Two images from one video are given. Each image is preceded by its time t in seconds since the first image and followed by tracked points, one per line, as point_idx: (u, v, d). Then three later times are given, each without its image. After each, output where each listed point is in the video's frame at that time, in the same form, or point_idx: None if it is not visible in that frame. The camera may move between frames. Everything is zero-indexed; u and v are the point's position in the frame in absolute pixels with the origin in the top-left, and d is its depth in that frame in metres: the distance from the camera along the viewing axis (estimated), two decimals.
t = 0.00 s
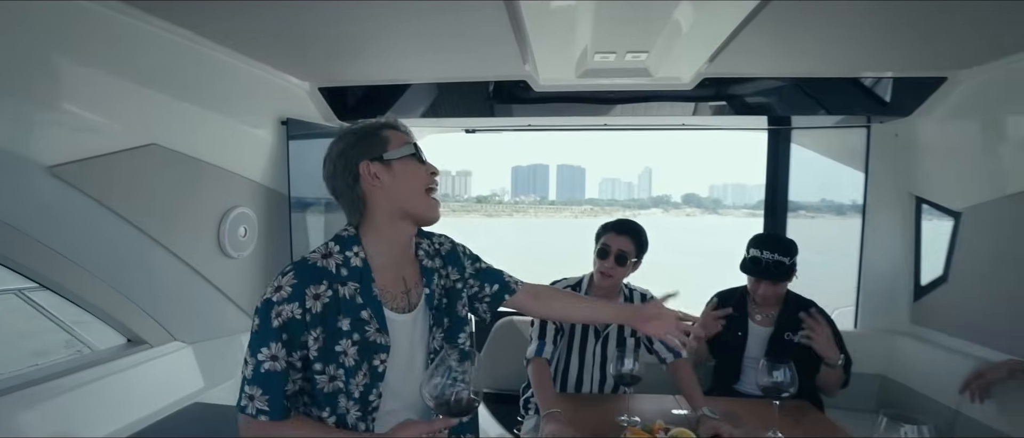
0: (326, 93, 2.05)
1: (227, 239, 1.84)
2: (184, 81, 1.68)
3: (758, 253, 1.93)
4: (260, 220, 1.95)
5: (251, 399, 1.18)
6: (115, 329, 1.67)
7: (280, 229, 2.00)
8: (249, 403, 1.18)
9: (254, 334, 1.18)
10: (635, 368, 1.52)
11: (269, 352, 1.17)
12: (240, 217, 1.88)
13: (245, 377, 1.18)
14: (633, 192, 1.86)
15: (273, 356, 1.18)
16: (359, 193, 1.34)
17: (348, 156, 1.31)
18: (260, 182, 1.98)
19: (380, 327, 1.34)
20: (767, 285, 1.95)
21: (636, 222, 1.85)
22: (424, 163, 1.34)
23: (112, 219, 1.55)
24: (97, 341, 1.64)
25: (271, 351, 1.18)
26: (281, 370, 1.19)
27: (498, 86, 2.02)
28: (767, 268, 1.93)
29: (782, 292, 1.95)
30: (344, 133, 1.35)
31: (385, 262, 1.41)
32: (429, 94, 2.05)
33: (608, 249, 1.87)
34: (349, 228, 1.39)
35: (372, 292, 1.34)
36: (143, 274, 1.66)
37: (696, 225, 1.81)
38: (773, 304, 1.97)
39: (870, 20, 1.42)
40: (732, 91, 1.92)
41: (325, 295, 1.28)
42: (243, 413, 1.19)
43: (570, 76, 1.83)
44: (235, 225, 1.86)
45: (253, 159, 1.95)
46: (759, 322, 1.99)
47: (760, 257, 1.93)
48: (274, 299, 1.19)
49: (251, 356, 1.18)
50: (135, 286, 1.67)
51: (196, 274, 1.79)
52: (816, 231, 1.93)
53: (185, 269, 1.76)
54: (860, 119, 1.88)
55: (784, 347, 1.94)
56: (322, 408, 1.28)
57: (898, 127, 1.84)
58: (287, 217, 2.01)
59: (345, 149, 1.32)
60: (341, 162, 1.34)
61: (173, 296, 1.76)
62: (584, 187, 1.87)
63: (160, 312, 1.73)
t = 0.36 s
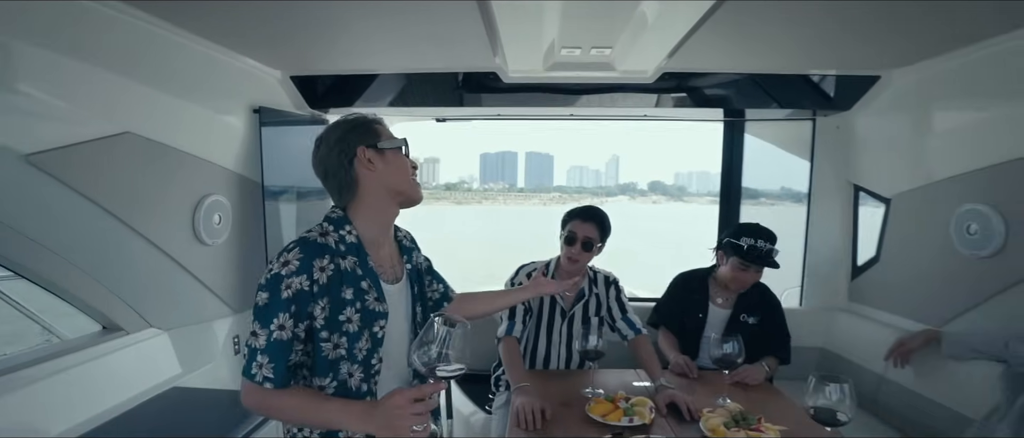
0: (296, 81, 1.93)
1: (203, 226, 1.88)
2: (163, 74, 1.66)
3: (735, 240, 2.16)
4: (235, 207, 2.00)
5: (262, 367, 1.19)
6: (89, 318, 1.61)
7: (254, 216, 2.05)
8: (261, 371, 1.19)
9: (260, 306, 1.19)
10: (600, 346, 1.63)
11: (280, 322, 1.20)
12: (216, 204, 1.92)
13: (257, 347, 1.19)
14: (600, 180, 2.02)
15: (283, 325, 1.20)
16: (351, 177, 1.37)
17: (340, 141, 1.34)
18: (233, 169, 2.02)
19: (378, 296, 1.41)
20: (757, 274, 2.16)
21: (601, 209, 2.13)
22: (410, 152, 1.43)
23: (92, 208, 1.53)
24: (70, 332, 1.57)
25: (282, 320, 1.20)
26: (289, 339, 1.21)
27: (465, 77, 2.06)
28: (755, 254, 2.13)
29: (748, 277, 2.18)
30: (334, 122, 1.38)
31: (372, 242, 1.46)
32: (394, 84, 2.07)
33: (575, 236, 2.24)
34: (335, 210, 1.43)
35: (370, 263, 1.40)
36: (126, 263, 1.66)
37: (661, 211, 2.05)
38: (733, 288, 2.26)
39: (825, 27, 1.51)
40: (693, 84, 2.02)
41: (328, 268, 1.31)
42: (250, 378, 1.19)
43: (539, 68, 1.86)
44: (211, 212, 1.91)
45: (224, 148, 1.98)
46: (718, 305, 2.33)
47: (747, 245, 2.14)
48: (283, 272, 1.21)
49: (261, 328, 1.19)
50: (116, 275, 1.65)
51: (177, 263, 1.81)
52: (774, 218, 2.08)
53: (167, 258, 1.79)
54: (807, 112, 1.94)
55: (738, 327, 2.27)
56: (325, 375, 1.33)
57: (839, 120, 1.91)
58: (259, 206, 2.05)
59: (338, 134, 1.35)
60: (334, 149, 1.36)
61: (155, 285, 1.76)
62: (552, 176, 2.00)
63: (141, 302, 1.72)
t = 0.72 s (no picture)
0: (272, 72, 2.26)
1: (183, 215, 1.92)
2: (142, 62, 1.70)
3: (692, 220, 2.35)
4: (212, 196, 2.06)
5: (274, 347, 1.06)
6: (65, 307, 1.63)
7: (235, 200, 2.18)
8: (273, 350, 1.06)
9: (271, 287, 1.07)
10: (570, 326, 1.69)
11: (293, 301, 1.08)
12: (194, 194, 1.96)
13: (270, 329, 1.07)
14: (578, 168, 2.44)
15: (296, 306, 1.08)
16: (343, 170, 1.25)
17: (331, 134, 1.21)
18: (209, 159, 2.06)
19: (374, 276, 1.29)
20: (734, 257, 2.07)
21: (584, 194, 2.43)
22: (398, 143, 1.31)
23: (78, 200, 1.56)
24: (43, 320, 1.59)
25: (296, 300, 1.08)
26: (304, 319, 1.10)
27: (442, 69, 2.25)
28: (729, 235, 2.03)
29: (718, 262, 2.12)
30: (324, 110, 1.24)
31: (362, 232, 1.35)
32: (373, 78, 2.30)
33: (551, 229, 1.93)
34: (324, 197, 1.30)
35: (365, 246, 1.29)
36: (111, 254, 1.68)
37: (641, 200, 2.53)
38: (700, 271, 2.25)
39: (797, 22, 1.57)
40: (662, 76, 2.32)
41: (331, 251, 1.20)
42: (260, 360, 1.06)
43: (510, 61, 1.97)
44: (190, 202, 1.95)
45: (200, 136, 2.00)
46: (688, 287, 2.27)
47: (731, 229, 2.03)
48: (293, 256, 1.10)
49: (272, 308, 1.06)
50: (102, 265, 1.66)
51: (158, 254, 1.85)
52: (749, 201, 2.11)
53: (150, 249, 1.82)
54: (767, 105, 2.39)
55: (706, 310, 2.23)
56: (331, 355, 1.20)
57: (796, 115, 2.41)
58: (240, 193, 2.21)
59: (329, 126, 1.22)
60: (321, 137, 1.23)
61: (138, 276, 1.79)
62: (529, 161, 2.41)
63: (125, 292, 1.75)
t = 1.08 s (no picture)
0: (252, 71, 2.41)
1: (166, 212, 1.96)
2: (118, 63, 1.72)
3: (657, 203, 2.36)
4: (194, 193, 2.11)
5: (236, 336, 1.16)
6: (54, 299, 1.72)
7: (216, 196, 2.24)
8: (236, 339, 1.16)
9: (229, 284, 1.15)
10: (540, 316, 1.76)
11: (250, 295, 1.16)
12: (177, 192, 2.01)
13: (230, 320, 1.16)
14: (558, 164, 2.67)
15: (252, 300, 1.17)
16: (295, 182, 1.29)
17: (278, 148, 1.23)
18: (191, 158, 2.10)
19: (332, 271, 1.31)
20: (678, 234, 2.37)
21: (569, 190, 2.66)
22: (348, 154, 1.29)
23: (70, 200, 1.64)
24: (24, 315, 1.64)
25: (250, 295, 1.16)
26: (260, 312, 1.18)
27: (419, 69, 2.48)
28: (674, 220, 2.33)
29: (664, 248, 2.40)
30: (274, 120, 1.25)
31: (328, 235, 1.37)
32: (351, 75, 2.52)
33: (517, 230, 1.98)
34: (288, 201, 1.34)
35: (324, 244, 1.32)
36: (101, 257, 1.76)
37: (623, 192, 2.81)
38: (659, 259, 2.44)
39: (762, 23, 1.61)
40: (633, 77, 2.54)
41: (286, 249, 1.24)
42: (225, 350, 1.16)
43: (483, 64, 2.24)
44: (173, 200, 1.99)
45: (179, 134, 2.05)
46: (648, 274, 2.46)
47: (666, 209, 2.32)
48: (247, 255, 1.17)
49: (231, 303, 1.16)
50: (96, 268, 1.76)
51: (147, 255, 1.92)
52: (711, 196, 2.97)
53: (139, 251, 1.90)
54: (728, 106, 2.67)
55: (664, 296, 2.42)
56: (289, 343, 1.26)
57: (752, 116, 2.74)
58: (220, 191, 2.26)
59: (277, 140, 1.24)
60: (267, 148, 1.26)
61: (129, 278, 1.87)
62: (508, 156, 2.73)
63: (111, 289, 1.82)
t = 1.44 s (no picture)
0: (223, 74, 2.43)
1: (138, 213, 1.98)
2: (84, 62, 1.73)
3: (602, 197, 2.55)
4: (165, 194, 2.12)
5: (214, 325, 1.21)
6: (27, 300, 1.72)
7: (187, 197, 2.25)
8: (213, 328, 1.21)
9: (210, 276, 1.21)
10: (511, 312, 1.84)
11: (230, 287, 1.22)
12: (149, 193, 2.03)
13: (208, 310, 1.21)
14: (528, 163, 2.85)
15: (233, 290, 1.23)
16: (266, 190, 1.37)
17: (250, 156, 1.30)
18: (162, 159, 2.12)
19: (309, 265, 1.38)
20: (626, 224, 2.54)
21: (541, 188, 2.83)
22: (315, 171, 1.35)
23: (58, 213, 1.71)
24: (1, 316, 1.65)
25: (231, 286, 1.22)
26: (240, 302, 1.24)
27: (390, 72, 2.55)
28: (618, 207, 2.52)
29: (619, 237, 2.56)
30: (253, 127, 1.31)
31: (305, 234, 1.43)
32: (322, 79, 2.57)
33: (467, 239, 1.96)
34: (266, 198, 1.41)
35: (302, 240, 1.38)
36: (81, 261, 1.80)
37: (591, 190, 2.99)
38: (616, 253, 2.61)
39: (718, 28, 1.69)
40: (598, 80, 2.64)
41: (266, 243, 1.30)
42: (203, 338, 1.21)
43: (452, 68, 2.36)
44: (145, 201, 2.01)
45: (149, 135, 2.05)
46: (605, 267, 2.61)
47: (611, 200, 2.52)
48: (230, 249, 1.23)
49: (210, 294, 1.21)
50: (81, 277, 1.81)
51: (123, 259, 1.95)
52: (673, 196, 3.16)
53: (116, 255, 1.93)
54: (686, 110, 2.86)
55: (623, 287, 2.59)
56: (265, 333, 1.32)
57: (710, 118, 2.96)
58: (193, 191, 2.28)
59: (250, 148, 1.30)
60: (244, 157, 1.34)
61: (108, 282, 1.91)
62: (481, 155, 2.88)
63: (85, 293, 1.83)
